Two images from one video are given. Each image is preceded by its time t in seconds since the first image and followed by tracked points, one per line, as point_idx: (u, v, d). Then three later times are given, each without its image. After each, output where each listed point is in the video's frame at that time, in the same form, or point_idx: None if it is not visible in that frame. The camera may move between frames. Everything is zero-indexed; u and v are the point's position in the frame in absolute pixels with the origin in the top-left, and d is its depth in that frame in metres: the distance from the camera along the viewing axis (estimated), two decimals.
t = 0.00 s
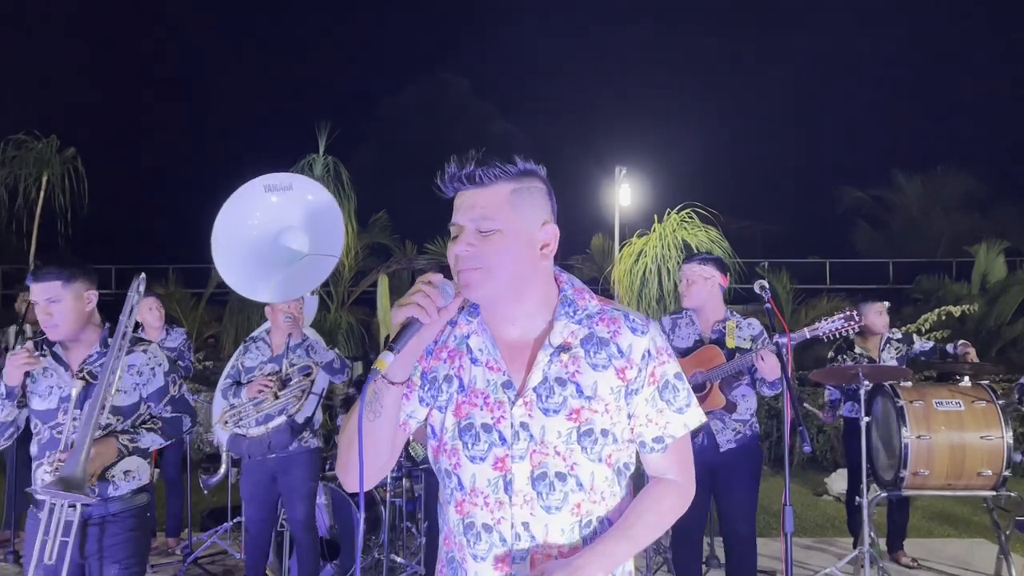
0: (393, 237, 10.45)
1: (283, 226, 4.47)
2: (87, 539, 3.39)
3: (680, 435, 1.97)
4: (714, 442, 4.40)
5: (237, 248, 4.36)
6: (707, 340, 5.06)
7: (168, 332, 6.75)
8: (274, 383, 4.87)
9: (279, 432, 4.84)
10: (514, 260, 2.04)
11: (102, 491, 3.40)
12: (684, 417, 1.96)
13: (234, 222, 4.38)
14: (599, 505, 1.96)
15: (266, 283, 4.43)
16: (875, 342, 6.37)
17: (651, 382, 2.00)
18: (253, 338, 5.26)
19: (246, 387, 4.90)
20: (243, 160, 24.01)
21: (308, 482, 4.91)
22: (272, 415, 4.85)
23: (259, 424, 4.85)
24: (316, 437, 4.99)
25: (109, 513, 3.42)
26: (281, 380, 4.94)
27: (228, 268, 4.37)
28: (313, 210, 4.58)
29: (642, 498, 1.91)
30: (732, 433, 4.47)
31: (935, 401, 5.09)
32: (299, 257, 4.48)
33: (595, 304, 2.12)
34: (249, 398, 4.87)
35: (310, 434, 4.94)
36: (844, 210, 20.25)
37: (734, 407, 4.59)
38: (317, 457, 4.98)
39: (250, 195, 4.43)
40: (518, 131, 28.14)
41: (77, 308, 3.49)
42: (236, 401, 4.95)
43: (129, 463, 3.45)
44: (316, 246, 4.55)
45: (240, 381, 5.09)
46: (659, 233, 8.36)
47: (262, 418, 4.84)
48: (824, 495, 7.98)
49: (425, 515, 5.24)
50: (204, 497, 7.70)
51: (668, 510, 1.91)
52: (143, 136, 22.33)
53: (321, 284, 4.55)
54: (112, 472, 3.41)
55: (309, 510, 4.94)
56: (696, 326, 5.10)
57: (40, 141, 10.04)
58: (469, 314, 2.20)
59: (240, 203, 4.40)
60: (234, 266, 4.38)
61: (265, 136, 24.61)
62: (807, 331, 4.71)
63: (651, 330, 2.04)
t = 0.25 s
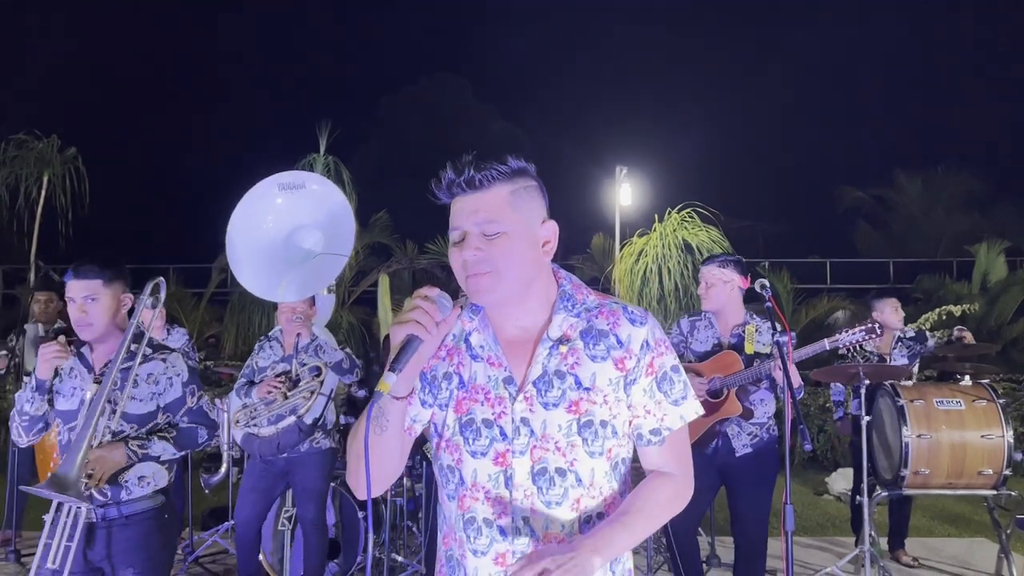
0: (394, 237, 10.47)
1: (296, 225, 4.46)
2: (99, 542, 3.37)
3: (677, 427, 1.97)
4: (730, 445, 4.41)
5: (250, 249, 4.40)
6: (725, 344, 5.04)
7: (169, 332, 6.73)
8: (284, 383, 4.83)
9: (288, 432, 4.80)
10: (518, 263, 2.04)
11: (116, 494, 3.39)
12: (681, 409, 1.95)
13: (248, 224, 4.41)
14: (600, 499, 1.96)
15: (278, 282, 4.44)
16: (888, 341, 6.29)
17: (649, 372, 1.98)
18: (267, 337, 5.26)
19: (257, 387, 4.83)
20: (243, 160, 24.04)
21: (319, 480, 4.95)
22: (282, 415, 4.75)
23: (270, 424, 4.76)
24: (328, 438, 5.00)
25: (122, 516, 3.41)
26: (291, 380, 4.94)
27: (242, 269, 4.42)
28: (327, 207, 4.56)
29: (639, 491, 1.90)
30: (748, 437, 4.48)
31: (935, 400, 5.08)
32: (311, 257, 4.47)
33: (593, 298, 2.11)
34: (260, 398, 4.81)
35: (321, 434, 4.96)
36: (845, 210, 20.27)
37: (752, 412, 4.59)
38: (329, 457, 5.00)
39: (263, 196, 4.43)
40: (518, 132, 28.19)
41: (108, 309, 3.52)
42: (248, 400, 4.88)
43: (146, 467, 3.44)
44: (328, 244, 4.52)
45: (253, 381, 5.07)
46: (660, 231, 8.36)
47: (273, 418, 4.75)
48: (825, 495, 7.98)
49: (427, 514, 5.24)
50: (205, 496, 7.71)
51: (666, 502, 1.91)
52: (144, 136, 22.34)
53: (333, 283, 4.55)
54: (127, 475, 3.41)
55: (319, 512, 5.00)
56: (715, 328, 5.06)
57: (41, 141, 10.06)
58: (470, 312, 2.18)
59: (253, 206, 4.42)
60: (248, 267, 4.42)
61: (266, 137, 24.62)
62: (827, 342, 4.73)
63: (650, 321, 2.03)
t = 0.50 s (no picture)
0: (395, 238, 10.47)
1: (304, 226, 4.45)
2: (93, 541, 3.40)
3: (674, 415, 1.95)
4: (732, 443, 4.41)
5: (259, 250, 4.42)
6: (731, 342, 5.02)
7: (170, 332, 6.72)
8: (285, 385, 4.86)
9: (287, 434, 4.83)
10: (518, 260, 2.02)
11: (111, 493, 3.40)
12: (678, 397, 1.93)
13: (255, 225, 4.41)
14: (601, 487, 1.94)
15: (286, 283, 4.50)
16: (895, 344, 6.32)
17: (646, 359, 1.96)
18: (271, 338, 5.29)
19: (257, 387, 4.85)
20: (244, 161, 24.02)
21: (319, 481, 4.95)
22: (282, 416, 4.79)
23: (270, 425, 4.80)
24: (328, 439, 4.99)
25: (116, 518, 3.41)
26: (293, 381, 4.95)
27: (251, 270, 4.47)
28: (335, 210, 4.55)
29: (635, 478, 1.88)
30: (751, 436, 4.48)
31: (935, 400, 5.09)
32: (319, 258, 4.49)
33: (591, 289, 2.09)
34: (261, 399, 4.83)
35: (321, 435, 4.95)
36: (845, 210, 20.26)
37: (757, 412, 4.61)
38: (330, 457, 5.01)
39: (271, 197, 4.41)
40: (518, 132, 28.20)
41: (114, 307, 3.55)
42: (249, 400, 4.91)
43: (143, 468, 3.46)
44: (336, 244, 4.53)
45: (255, 380, 5.10)
46: (661, 232, 8.36)
47: (273, 419, 4.79)
48: (826, 495, 7.97)
49: (428, 514, 5.24)
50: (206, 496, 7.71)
51: (664, 490, 1.88)
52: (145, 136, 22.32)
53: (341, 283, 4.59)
54: (122, 475, 3.42)
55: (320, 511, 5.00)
56: (722, 326, 5.05)
57: (42, 141, 10.07)
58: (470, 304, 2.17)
59: (261, 206, 4.40)
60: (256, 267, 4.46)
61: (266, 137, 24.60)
62: (834, 343, 4.72)
63: (648, 310, 2.01)
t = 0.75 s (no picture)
0: (396, 238, 10.47)
1: (305, 225, 4.46)
2: (89, 539, 3.39)
3: (669, 404, 1.94)
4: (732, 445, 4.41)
5: (261, 249, 4.41)
6: (732, 344, 5.00)
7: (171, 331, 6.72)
8: (287, 385, 4.86)
9: (288, 434, 4.81)
10: (514, 259, 2.02)
11: (107, 491, 3.39)
12: (674, 386, 1.92)
13: (258, 224, 4.41)
14: (598, 476, 1.93)
15: (288, 283, 4.49)
16: (900, 343, 6.35)
17: (641, 349, 1.95)
18: (272, 336, 5.29)
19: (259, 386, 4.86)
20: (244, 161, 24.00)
21: (318, 481, 4.95)
22: (283, 416, 4.79)
23: (270, 424, 4.78)
24: (328, 438, 5.00)
25: (113, 517, 3.40)
26: (294, 381, 4.95)
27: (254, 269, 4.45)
28: (337, 209, 4.55)
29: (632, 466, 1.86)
30: (750, 438, 4.49)
31: (936, 399, 5.09)
32: (321, 257, 4.49)
33: (587, 282, 2.07)
34: (262, 398, 4.83)
35: (321, 435, 4.95)
36: (846, 210, 20.26)
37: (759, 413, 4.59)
38: (330, 457, 5.02)
39: (273, 195, 4.41)
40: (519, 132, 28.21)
41: (116, 303, 3.56)
42: (250, 399, 4.91)
43: (139, 467, 3.45)
44: (339, 245, 4.53)
45: (257, 379, 5.10)
46: (662, 231, 8.35)
47: (274, 418, 4.78)
48: (827, 494, 7.96)
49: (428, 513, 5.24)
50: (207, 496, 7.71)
51: (661, 479, 1.86)
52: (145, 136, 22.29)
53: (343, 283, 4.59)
54: (119, 474, 3.42)
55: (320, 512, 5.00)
56: (721, 327, 5.03)
57: (43, 141, 10.06)
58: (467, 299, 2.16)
59: (263, 205, 4.40)
60: (260, 268, 4.44)
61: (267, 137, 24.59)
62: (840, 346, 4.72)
63: (642, 301, 2.00)
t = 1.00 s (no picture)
0: (397, 237, 10.47)
1: (299, 222, 4.47)
2: (89, 537, 3.37)
3: (665, 409, 1.91)
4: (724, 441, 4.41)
5: (255, 246, 4.40)
6: (720, 340, 4.99)
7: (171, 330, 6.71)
8: (284, 385, 4.86)
9: (286, 433, 4.81)
10: (502, 263, 1.97)
11: (107, 489, 3.39)
12: (670, 391, 1.89)
13: (251, 221, 4.39)
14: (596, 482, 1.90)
15: (283, 282, 4.46)
16: (899, 341, 6.30)
17: (637, 354, 1.92)
18: (267, 335, 5.26)
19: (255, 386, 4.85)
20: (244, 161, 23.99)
21: (315, 480, 4.94)
22: (280, 416, 4.78)
23: (267, 424, 4.78)
24: (326, 438, 5.00)
25: (114, 514, 3.40)
26: (291, 381, 4.94)
27: (248, 267, 4.42)
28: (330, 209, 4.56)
29: (629, 469, 1.83)
30: (741, 434, 4.49)
31: (937, 398, 5.09)
32: (316, 255, 4.48)
33: (583, 287, 2.03)
34: (258, 398, 4.82)
35: (318, 434, 4.95)
36: (846, 210, 20.24)
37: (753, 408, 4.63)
38: (327, 457, 4.99)
39: (266, 192, 4.42)
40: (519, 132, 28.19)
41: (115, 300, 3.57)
42: (246, 398, 4.90)
43: (138, 464, 3.44)
44: (333, 243, 4.54)
45: (252, 378, 5.09)
46: (662, 231, 8.33)
47: (271, 418, 4.78)
48: (827, 493, 7.96)
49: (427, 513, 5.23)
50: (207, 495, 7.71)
51: (658, 481, 1.84)
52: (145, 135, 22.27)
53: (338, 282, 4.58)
54: (120, 471, 3.42)
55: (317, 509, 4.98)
56: (709, 323, 5.00)
57: (43, 140, 10.04)
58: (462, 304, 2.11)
59: (257, 201, 4.41)
60: (254, 265, 4.41)
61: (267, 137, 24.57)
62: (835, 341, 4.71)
63: (639, 305, 1.97)
